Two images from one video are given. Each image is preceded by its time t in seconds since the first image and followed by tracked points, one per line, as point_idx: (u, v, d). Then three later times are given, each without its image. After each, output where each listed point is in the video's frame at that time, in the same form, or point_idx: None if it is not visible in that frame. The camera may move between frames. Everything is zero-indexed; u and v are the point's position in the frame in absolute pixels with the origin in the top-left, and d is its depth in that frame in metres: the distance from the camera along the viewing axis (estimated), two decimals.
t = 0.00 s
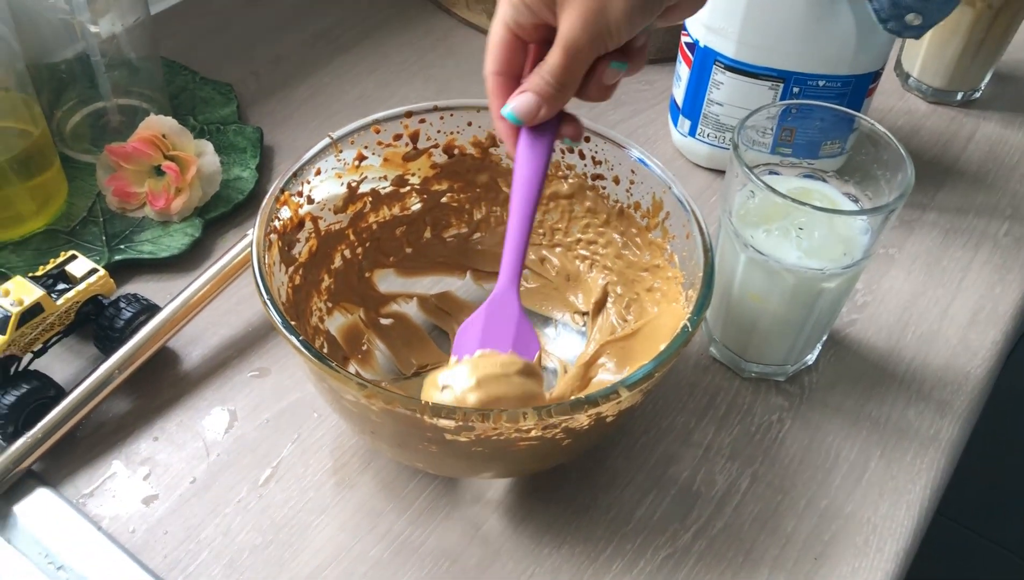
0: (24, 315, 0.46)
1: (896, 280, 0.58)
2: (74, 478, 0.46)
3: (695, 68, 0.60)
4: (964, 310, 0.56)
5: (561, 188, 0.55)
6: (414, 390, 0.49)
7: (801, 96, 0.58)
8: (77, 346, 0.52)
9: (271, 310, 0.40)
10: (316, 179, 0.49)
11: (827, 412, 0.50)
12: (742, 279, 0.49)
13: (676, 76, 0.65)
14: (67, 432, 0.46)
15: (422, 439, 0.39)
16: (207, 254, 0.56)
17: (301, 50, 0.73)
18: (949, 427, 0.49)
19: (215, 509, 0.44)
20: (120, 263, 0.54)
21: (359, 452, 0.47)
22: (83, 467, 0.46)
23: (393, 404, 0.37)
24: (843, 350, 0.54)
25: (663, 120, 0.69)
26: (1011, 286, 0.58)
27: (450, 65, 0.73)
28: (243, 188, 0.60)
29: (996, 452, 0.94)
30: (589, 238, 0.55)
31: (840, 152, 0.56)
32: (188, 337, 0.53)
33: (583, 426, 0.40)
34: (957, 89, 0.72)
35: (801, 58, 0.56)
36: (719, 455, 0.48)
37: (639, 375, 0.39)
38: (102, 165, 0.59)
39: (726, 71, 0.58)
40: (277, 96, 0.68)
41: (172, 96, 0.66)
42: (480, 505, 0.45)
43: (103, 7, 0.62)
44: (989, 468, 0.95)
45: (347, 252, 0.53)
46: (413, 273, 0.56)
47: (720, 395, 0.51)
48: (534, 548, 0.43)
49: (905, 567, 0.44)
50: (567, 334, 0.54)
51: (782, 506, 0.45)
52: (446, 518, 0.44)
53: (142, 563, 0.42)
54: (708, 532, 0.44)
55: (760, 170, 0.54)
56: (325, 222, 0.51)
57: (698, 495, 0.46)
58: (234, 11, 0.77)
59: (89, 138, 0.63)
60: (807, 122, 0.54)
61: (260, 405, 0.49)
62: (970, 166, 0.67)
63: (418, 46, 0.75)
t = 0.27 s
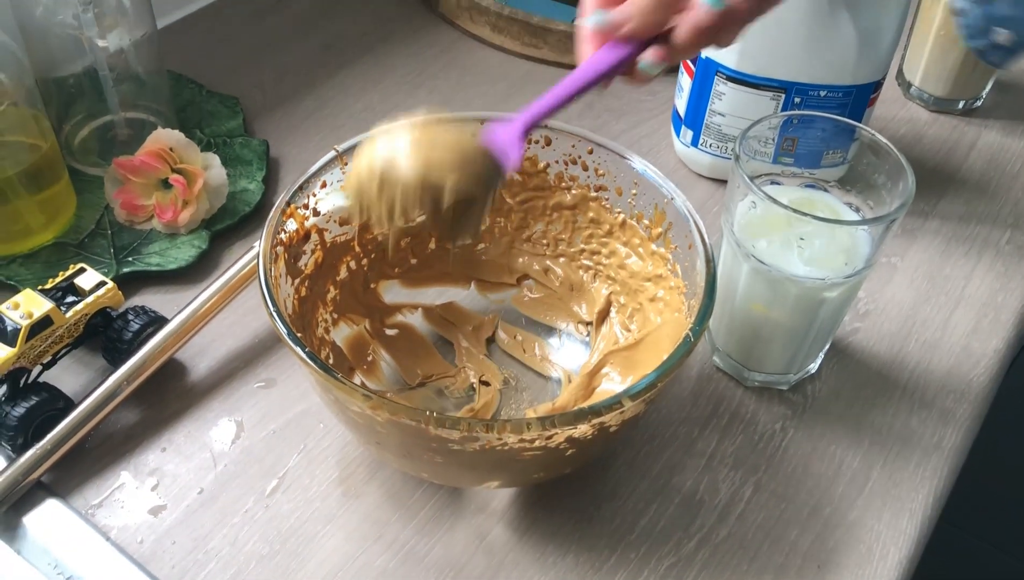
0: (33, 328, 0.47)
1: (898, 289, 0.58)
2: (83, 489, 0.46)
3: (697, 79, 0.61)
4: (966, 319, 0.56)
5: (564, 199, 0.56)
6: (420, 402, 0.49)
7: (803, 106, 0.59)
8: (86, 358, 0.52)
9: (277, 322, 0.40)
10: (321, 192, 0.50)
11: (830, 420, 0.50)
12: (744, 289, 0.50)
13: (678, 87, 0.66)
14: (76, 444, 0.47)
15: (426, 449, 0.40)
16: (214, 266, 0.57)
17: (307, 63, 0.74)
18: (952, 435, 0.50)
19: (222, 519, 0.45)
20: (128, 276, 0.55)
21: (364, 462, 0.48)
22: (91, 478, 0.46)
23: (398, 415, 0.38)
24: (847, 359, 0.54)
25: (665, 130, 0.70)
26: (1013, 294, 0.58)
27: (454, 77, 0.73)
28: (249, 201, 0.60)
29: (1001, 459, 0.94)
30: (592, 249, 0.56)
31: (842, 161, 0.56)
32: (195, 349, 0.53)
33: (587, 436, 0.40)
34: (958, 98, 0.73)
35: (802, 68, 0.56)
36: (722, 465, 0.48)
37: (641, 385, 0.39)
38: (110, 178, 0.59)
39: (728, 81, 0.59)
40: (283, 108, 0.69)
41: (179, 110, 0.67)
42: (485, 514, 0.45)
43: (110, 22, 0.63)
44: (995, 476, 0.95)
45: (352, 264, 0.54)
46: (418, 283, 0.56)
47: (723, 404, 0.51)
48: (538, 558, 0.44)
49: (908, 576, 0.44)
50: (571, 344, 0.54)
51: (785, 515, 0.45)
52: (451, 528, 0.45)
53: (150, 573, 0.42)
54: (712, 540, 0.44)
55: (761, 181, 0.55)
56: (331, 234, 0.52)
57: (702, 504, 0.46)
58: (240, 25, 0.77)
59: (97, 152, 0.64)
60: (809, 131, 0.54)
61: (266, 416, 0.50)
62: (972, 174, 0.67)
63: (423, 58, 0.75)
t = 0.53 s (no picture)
0: (36, 341, 0.47)
1: (897, 299, 0.58)
2: (85, 502, 0.46)
3: (695, 91, 0.61)
4: (965, 329, 0.56)
5: (564, 211, 0.56)
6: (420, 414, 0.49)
7: (801, 117, 0.59)
8: (88, 371, 0.52)
9: (278, 334, 0.41)
10: (322, 205, 0.50)
11: (829, 431, 0.51)
12: (743, 301, 0.50)
13: (677, 99, 0.66)
14: (77, 456, 0.47)
15: (427, 461, 0.40)
16: (215, 279, 0.57)
17: (308, 76, 0.74)
18: (951, 445, 0.50)
19: (224, 531, 0.45)
20: (130, 289, 0.55)
21: (365, 474, 0.48)
22: (93, 491, 0.47)
23: (398, 427, 0.38)
24: (846, 369, 0.54)
25: (664, 142, 0.70)
26: (1012, 304, 0.58)
27: (454, 89, 0.74)
28: (250, 213, 0.60)
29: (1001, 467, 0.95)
30: (592, 260, 0.56)
31: (840, 173, 0.56)
32: (197, 361, 0.53)
33: (587, 447, 0.40)
34: (956, 109, 0.73)
35: (800, 80, 0.57)
36: (722, 475, 0.48)
37: (641, 397, 0.39)
38: (112, 192, 0.60)
39: (726, 93, 0.59)
40: (284, 121, 0.69)
41: (181, 123, 0.68)
42: (486, 526, 0.45)
43: (113, 36, 0.63)
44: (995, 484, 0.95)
45: (353, 276, 0.54)
46: (418, 295, 0.56)
47: (723, 415, 0.51)
48: (539, 569, 0.44)
49: None
50: (570, 355, 0.54)
51: (785, 526, 0.46)
52: (451, 539, 0.45)
53: None
54: (712, 551, 0.44)
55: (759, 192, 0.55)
56: (331, 247, 0.52)
57: (702, 515, 0.46)
58: (242, 38, 0.78)
59: (99, 165, 0.64)
60: (806, 143, 0.55)
61: (267, 428, 0.50)
62: (970, 185, 0.68)
63: (423, 70, 0.76)
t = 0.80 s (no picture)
0: (37, 348, 0.47)
1: (893, 309, 0.59)
2: (84, 508, 0.46)
3: (693, 102, 0.62)
4: (960, 338, 0.57)
5: (562, 221, 0.56)
6: (419, 422, 0.50)
7: (798, 128, 0.59)
8: (88, 378, 0.53)
9: (277, 342, 0.41)
10: (322, 214, 0.51)
11: (826, 440, 0.51)
12: (740, 310, 0.50)
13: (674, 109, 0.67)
14: (77, 463, 0.47)
15: (426, 469, 0.40)
16: (215, 287, 0.57)
17: (308, 86, 0.75)
18: (947, 454, 0.50)
19: (223, 538, 0.45)
20: (130, 296, 0.55)
21: (364, 482, 0.48)
22: (93, 498, 0.47)
23: (396, 435, 0.38)
24: (843, 378, 0.55)
25: (662, 152, 0.71)
26: (1007, 313, 0.58)
27: (454, 99, 0.74)
28: (251, 222, 0.61)
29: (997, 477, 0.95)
30: (590, 269, 0.57)
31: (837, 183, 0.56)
32: (196, 369, 0.54)
33: (584, 455, 0.40)
34: (952, 120, 0.74)
35: (796, 92, 0.57)
36: (719, 484, 0.48)
37: (638, 405, 0.40)
38: (113, 200, 0.60)
39: (723, 104, 0.60)
40: (284, 131, 0.70)
41: (182, 132, 0.68)
42: (484, 533, 0.45)
43: (115, 46, 0.64)
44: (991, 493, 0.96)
45: (352, 284, 0.55)
46: (416, 303, 0.57)
47: (720, 423, 0.52)
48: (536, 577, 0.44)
49: None
50: (569, 364, 0.54)
51: (782, 534, 0.46)
52: (450, 547, 0.45)
53: None
54: (709, 559, 0.45)
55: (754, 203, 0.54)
56: (331, 255, 0.53)
57: (699, 523, 0.46)
58: (243, 48, 0.78)
59: (100, 174, 0.64)
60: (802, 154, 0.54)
61: (266, 436, 0.50)
62: (966, 195, 0.68)
63: (423, 80, 0.76)
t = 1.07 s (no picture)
0: (37, 354, 0.47)
1: (891, 318, 0.59)
2: (84, 515, 0.46)
3: (692, 111, 0.62)
4: (958, 348, 0.57)
5: (561, 229, 0.57)
6: (418, 430, 0.50)
7: (796, 138, 0.60)
8: (88, 384, 0.53)
9: (278, 350, 0.41)
10: (322, 222, 0.51)
11: (824, 449, 0.51)
12: (739, 319, 0.50)
13: (673, 119, 0.67)
14: (77, 470, 0.47)
15: (425, 477, 0.40)
16: (216, 293, 0.58)
17: (309, 93, 0.75)
18: (944, 464, 0.50)
19: (222, 545, 0.45)
20: (130, 303, 0.56)
21: (363, 489, 0.48)
22: (92, 504, 0.47)
23: (396, 443, 0.38)
24: (841, 388, 0.55)
25: (661, 160, 0.71)
26: (1005, 323, 0.59)
27: (454, 107, 0.75)
28: (251, 229, 0.61)
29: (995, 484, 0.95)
30: (589, 278, 0.57)
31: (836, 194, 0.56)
32: (196, 375, 0.54)
33: (583, 464, 0.40)
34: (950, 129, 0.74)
35: (795, 102, 0.58)
36: (717, 493, 0.48)
37: (636, 415, 0.40)
38: (114, 207, 0.60)
39: (722, 113, 0.60)
40: (285, 138, 0.70)
41: (182, 139, 0.68)
42: (482, 541, 0.46)
43: (116, 53, 0.64)
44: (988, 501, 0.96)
45: (352, 292, 0.55)
46: (416, 311, 0.57)
47: (718, 432, 0.52)
48: None
49: None
50: (568, 372, 0.54)
51: (780, 543, 0.46)
52: (448, 554, 0.45)
53: None
54: (707, 567, 0.45)
55: (755, 213, 0.54)
56: (331, 263, 0.53)
57: (697, 532, 0.46)
58: (244, 55, 0.79)
59: (101, 180, 0.65)
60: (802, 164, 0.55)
61: (265, 443, 0.50)
62: (963, 205, 0.69)
63: (423, 88, 0.77)
